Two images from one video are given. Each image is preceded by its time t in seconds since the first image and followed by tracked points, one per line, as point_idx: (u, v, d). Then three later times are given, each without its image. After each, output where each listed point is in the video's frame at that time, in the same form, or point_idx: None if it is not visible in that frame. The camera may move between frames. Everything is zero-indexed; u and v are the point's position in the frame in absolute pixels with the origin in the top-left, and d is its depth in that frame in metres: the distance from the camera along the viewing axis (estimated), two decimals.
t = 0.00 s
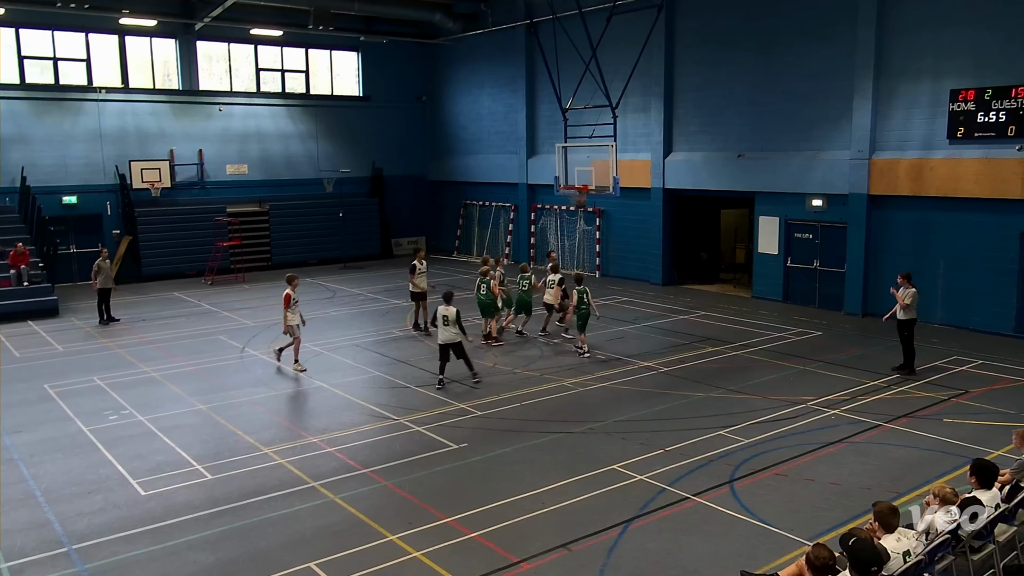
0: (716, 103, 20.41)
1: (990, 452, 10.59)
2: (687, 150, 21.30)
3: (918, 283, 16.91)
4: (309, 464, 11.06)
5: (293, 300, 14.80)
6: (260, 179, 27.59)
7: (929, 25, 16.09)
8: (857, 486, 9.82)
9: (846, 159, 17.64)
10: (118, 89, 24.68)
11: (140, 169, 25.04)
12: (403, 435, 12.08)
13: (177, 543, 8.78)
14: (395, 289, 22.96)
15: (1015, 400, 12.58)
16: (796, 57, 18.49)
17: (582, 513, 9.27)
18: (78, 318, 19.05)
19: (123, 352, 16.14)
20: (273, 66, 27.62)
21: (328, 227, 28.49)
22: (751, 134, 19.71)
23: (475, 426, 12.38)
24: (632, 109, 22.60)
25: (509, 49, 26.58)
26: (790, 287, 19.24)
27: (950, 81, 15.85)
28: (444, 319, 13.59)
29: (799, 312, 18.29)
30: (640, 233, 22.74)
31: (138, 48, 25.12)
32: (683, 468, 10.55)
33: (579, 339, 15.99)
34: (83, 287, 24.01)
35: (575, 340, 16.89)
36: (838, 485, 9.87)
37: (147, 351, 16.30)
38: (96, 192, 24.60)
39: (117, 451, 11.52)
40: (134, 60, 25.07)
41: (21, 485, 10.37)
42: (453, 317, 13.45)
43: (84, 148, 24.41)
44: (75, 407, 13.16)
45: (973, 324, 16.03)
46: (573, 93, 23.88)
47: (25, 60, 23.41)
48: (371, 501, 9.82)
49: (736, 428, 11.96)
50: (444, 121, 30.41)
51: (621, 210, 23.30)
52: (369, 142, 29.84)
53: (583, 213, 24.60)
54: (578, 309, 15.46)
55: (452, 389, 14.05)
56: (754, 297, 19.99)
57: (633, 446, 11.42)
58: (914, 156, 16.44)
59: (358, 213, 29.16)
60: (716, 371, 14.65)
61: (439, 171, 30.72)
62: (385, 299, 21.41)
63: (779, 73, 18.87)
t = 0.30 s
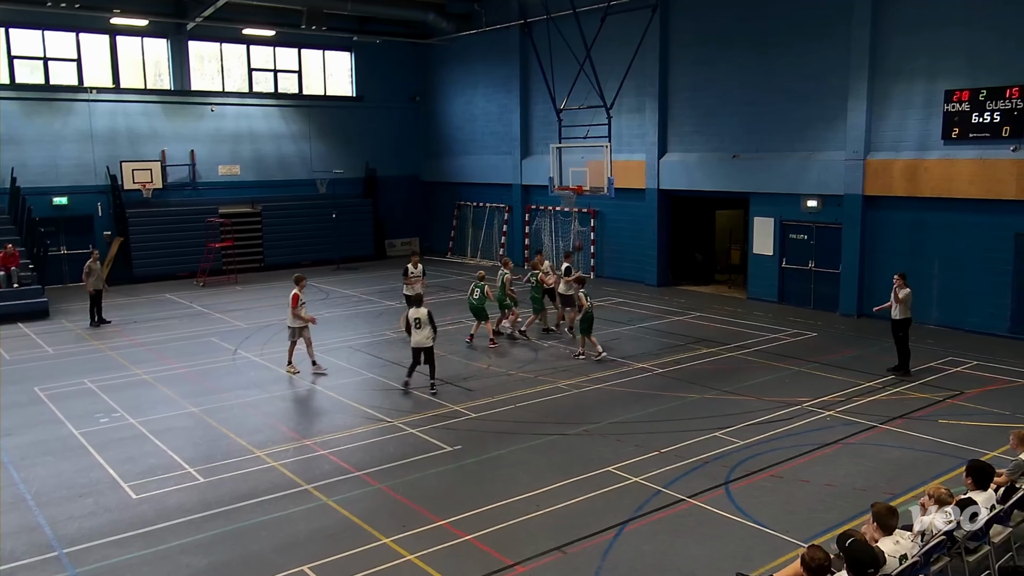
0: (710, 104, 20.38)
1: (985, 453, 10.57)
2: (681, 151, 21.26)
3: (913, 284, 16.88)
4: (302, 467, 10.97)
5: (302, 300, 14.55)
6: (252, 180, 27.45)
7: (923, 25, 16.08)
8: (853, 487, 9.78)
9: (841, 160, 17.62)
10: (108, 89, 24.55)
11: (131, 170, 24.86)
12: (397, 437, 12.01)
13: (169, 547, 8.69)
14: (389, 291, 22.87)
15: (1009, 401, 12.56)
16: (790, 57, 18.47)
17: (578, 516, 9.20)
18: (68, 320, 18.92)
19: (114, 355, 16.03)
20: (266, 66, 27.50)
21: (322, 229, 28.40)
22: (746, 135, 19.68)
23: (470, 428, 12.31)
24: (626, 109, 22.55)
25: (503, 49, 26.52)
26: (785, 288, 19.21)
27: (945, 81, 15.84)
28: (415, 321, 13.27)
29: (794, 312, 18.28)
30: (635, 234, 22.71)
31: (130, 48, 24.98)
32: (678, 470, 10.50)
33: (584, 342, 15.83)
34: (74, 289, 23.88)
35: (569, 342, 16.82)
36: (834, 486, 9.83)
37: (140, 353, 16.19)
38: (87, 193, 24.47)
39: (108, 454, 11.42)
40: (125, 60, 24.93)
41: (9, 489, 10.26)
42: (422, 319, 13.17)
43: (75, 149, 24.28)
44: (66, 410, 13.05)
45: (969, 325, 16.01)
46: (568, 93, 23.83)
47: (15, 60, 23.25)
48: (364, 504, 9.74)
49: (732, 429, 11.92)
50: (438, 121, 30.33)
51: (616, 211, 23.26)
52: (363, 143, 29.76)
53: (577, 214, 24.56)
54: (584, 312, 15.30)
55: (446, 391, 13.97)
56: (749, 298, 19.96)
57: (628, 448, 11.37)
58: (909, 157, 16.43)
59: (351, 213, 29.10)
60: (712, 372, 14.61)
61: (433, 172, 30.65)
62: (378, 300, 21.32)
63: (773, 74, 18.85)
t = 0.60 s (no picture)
0: (714, 104, 20.39)
1: (990, 453, 10.58)
2: (686, 150, 21.28)
3: (918, 283, 16.88)
4: (308, 465, 11.04)
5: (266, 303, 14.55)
6: (258, 180, 27.54)
7: (928, 25, 16.07)
8: (857, 487, 9.80)
9: (846, 160, 17.61)
10: (116, 90, 24.64)
11: (139, 170, 25.02)
12: (402, 435, 12.07)
13: (176, 545, 8.74)
14: (394, 290, 22.93)
15: (1014, 401, 12.56)
16: (794, 57, 18.47)
17: (582, 515, 9.25)
18: (76, 319, 19.01)
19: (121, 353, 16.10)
20: (272, 67, 27.59)
21: (327, 228, 28.46)
22: (750, 135, 19.69)
23: (474, 427, 12.37)
24: (631, 109, 22.56)
25: (508, 49, 26.54)
26: (789, 288, 19.22)
27: (949, 81, 15.84)
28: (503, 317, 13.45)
29: (798, 312, 18.29)
30: (639, 234, 22.73)
31: (137, 48, 25.06)
32: (683, 469, 10.54)
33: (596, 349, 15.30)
34: (81, 288, 23.99)
35: (574, 341, 16.85)
36: (838, 486, 9.85)
37: (146, 352, 16.27)
38: (95, 193, 24.57)
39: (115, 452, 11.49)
40: (133, 60, 25.02)
41: (17, 487, 10.33)
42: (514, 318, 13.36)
43: (83, 149, 24.39)
44: (73, 408, 13.13)
45: (973, 324, 16.01)
46: (572, 93, 23.86)
47: (23, 60, 23.35)
48: (369, 502, 9.80)
49: (736, 429, 11.94)
50: (442, 121, 30.37)
51: (620, 211, 23.27)
52: (369, 143, 29.84)
53: (582, 213, 24.59)
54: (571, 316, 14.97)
55: (451, 390, 14.03)
56: (753, 297, 19.98)
57: (633, 447, 11.40)
58: (913, 156, 16.43)
59: (357, 213, 29.19)
60: (716, 371, 14.63)
61: (438, 172, 30.69)
62: (383, 300, 21.37)
63: (777, 74, 18.87)
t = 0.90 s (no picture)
0: (739, 101, 20.50)
1: (1010, 449, 10.71)
2: (710, 148, 21.41)
3: (941, 280, 16.94)
4: (339, 453, 11.41)
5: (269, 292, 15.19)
6: (291, 176, 28.05)
7: (953, 22, 16.10)
8: (878, 481, 9.99)
9: (870, 157, 17.67)
10: (155, 89, 25.20)
11: (177, 166, 25.70)
12: (430, 425, 12.41)
13: (215, 529, 9.14)
14: (422, 284, 23.31)
15: None
16: (819, 55, 18.53)
17: (605, 505, 9.53)
18: (116, 310, 19.59)
19: (159, 344, 16.61)
20: (305, 66, 28.05)
21: (358, 223, 28.89)
22: (774, 132, 19.77)
23: (501, 418, 12.68)
24: (656, 107, 22.72)
25: (535, 49, 26.78)
26: (812, 283, 19.33)
27: (974, 79, 15.87)
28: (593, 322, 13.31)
29: (820, 308, 18.40)
30: (663, 229, 22.89)
31: (174, 48, 25.61)
32: (704, 461, 10.78)
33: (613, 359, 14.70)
34: (121, 280, 24.65)
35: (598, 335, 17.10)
36: (858, 480, 10.05)
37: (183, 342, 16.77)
38: (135, 189, 25.17)
39: (154, 439, 11.94)
40: (171, 60, 25.58)
41: (63, 471, 10.81)
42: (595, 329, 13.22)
43: (124, 146, 24.97)
44: (114, 395, 13.64)
45: (997, 321, 16.06)
46: (598, 91, 24.04)
47: (68, 60, 23.97)
48: (399, 490, 10.15)
49: (758, 422, 12.15)
50: (470, 118, 30.68)
51: (645, 207, 23.44)
52: (398, 140, 30.24)
53: (607, 209, 24.79)
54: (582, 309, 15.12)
55: (477, 382, 14.36)
56: (776, 293, 20.10)
57: (656, 439, 11.66)
58: (938, 154, 16.47)
59: (387, 208, 29.60)
60: (739, 366, 14.83)
61: (466, 169, 31.02)
62: (412, 293, 21.76)
63: (800, 70, 18.98)
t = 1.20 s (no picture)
0: (767, 99, 20.60)
1: None
2: (738, 146, 21.53)
3: (970, 277, 16.97)
4: (373, 441, 11.84)
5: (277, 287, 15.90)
6: (328, 173, 28.60)
7: (983, 20, 16.10)
8: (903, 476, 10.19)
9: (898, 154, 17.70)
10: (199, 89, 25.86)
11: (219, 163, 26.06)
12: (462, 415, 12.80)
13: (255, 512, 9.58)
14: (454, 278, 23.73)
15: None
16: (848, 52, 18.57)
17: (631, 496, 9.83)
18: (161, 301, 20.25)
19: (201, 334, 17.19)
20: (341, 66, 28.58)
21: (393, 217, 29.40)
22: (802, 129, 19.85)
23: (531, 408, 13.04)
24: (684, 104, 22.89)
25: (566, 48, 27.04)
26: (840, 279, 19.41)
27: (1004, 76, 15.88)
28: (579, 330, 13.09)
29: (847, 304, 18.50)
30: (691, 225, 23.04)
31: (217, 48, 26.26)
32: (730, 453, 11.04)
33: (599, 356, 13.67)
34: (167, 272, 25.42)
35: (626, 328, 17.38)
36: (884, 474, 10.25)
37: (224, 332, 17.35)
38: (179, 184, 25.94)
39: (197, 425, 12.45)
40: (214, 61, 26.24)
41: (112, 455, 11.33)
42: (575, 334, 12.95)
43: (169, 143, 25.69)
44: (160, 382, 14.22)
45: None
46: (627, 89, 24.25)
47: (116, 60, 24.72)
48: (431, 478, 10.54)
49: (783, 416, 12.37)
50: (502, 116, 31.02)
51: (673, 203, 23.63)
52: (432, 137, 30.68)
53: (635, 205, 25.00)
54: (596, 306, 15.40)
55: (507, 373, 14.74)
56: (804, 289, 20.21)
57: (683, 431, 11.93)
58: (967, 151, 16.50)
59: (421, 203, 30.07)
60: (766, 360, 15.04)
61: (498, 166, 31.39)
62: (444, 287, 22.19)
63: (827, 67, 19.07)
